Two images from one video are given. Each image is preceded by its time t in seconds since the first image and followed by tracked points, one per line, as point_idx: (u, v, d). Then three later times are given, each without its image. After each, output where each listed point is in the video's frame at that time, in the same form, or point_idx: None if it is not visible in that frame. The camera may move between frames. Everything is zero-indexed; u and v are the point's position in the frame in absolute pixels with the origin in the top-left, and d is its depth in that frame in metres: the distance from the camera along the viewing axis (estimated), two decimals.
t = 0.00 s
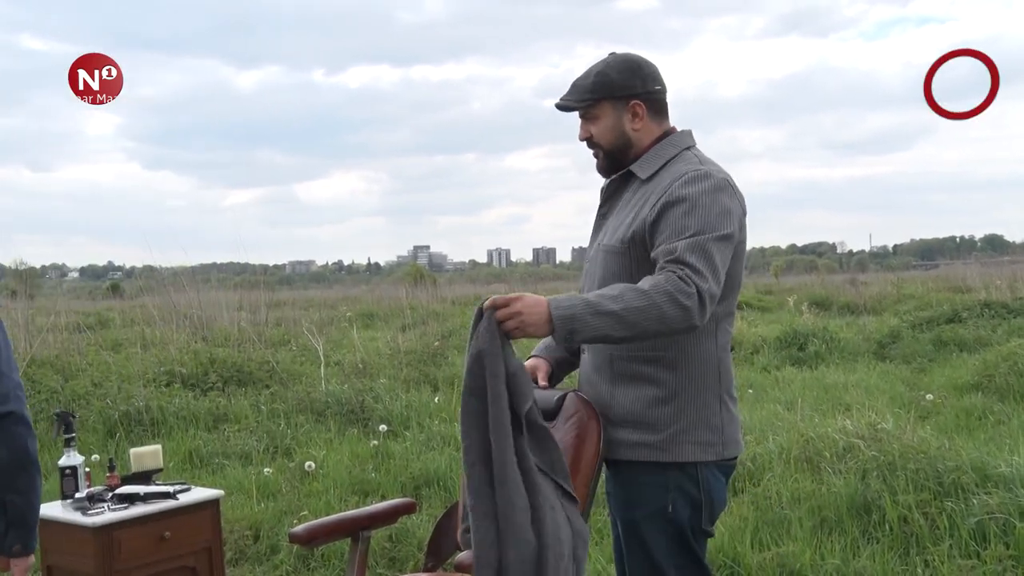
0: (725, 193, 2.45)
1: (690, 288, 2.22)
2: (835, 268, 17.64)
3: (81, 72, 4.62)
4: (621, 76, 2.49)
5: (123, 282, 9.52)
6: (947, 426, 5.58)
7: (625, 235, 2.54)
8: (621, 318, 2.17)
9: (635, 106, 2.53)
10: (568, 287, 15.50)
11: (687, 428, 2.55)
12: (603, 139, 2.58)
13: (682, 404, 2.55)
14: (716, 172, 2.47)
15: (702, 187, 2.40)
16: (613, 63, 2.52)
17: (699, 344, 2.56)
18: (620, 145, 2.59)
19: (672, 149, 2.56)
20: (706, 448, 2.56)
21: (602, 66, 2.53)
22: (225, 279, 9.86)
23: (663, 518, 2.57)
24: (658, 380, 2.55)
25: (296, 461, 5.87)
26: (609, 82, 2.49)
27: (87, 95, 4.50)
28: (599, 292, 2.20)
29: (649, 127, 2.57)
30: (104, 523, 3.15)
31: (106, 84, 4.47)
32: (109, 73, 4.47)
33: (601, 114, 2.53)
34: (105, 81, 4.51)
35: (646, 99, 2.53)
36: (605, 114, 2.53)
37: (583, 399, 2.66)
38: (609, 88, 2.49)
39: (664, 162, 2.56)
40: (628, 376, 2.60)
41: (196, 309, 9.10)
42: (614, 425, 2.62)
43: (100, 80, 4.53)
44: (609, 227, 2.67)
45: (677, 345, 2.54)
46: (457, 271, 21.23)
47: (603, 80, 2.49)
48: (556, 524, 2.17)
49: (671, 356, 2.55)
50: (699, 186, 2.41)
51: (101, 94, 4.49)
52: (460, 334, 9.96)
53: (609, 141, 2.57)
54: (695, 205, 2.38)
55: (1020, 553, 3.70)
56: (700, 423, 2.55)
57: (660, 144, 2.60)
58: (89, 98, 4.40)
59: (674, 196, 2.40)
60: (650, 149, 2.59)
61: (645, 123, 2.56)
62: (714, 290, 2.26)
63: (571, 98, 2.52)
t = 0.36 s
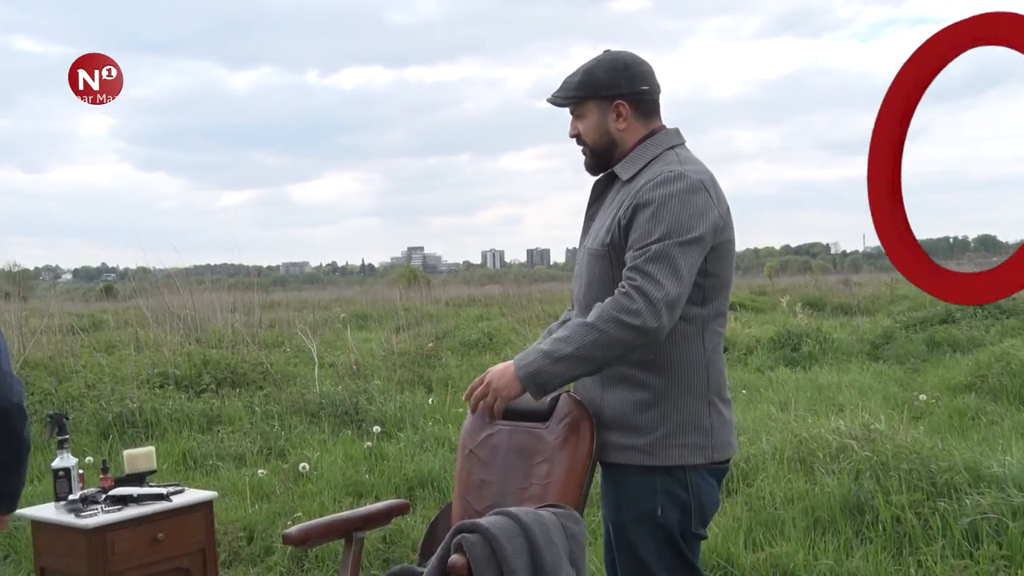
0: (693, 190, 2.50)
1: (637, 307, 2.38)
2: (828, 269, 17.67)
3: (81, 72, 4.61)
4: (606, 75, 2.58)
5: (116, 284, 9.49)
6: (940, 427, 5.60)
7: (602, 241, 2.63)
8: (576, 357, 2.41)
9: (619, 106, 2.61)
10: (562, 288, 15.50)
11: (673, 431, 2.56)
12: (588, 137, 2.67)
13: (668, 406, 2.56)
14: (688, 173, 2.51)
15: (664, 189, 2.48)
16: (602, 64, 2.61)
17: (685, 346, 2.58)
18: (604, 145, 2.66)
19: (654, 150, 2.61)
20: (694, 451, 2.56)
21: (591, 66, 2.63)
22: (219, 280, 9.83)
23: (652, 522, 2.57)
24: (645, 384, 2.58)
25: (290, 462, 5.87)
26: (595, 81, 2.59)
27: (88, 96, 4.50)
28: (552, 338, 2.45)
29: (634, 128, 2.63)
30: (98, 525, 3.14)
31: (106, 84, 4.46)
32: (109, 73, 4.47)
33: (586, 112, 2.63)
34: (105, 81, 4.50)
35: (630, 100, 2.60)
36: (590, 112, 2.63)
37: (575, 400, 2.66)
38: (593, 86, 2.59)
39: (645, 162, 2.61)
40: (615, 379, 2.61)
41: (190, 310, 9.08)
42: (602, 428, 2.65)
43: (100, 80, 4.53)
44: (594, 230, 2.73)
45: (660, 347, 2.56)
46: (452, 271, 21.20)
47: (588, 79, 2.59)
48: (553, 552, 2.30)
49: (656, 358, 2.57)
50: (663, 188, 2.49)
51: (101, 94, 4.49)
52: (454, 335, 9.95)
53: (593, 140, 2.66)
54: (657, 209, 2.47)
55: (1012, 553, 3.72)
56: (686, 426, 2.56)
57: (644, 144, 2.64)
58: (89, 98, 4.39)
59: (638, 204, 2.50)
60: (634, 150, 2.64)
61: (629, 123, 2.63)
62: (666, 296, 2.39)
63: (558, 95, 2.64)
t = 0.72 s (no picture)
0: (687, 189, 2.53)
1: (661, 322, 2.41)
2: (822, 269, 17.72)
3: (80, 72, 4.60)
4: (589, 77, 2.64)
5: (109, 283, 9.47)
6: (933, 428, 5.62)
7: (597, 245, 2.63)
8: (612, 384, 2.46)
9: (600, 108, 2.66)
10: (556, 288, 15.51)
11: (671, 430, 2.58)
12: (571, 139, 2.73)
13: (666, 407, 2.58)
14: (676, 172, 2.54)
15: (661, 191, 2.50)
16: (586, 65, 2.66)
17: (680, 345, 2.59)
18: (586, 146, 2.71)
19: (641, 151, 2.64)
20: (690, 449, 2.58)
21: (576, 67, 2.68)
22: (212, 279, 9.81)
23: (648, 521, 2.57)
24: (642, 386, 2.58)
25: (284, 462, 5.86)
26: (576, 82, 2.65)
27: (88, 95, 4.49)
28: (590, 372, 2.49)
29: (616, 130, 2.68)
30: (90, 524, 3.13)
31: (107, 84, 4.46)
32: (109, 73, 4.46)
33: (568, 113, 2.69)
34: (105, 81, 4.50)
35: (611, 102, 2.65)
36: (571, 114, 2.69)
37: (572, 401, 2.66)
38: (575, 88, 2.65)
39: (632, 164, 2.64)
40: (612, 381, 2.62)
41: (183, 309, 9.07)
42: (598, 430, 2.65)
43: (100, 80, 4.52)
44: (582, 232, 2.73)
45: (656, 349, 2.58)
46: (447, 271, 21.18)
47: (571, 81, 2.66)
48: (545, 556, 2.30)
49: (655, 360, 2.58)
50: (660, 191, 2.51)
51: (101, 94, 4.49)
52: (449, 334, 9.94)
53: (575, 141, 2.71)
54: (657, 211, 2.49)
55: (1003, 554, 3.74)
56: (684, 425, 2.58)
57: (629, 146, 2.67)
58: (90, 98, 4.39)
59: (638, 208, 2.52)
60: (620, 151, 2.67)
61: (611, 125, 2.68)
62: (687, 304, 2.41)
63: (544, 96, 2.70)
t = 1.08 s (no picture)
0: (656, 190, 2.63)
1: (635, 310, 2.49)
2: (815, 269, 17.76)
3: (81, 72, 4.59)
4: (559, 85, 2.74)
5: (102, 282, 9.45)
6: (926, 427, 5.64)
7: (568, 244, 2.71)
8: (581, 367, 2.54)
9: (570, 116, 2.77)
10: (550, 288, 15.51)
11: (642, 425, 2.64)
12: (540, 145, 2.83)
13: (636, 401, 2.65)
14: (644, 174, 2.63)
15: (633, 190, 2.60)
16: (557, 73, 2.78)
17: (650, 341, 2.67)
18: (555, 152, 2.81)
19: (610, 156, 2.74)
20: (663, 443, 2.64)
21: (547, 75, 2.79)
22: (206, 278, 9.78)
23: (628, 514, 2.61)
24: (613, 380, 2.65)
25: (278, 461, 5.85)
26: (546, 90, 2.75)
27: (88, 96, 4.48)
28: (555, 352, 2.56)
29: (584, 137, 2.79)
30: (83, 524, 3.12)
31: (107, 84, 4.45)
32: (109, 73, 4.45)
33: (538, 120, 2.79)
34: (105, 81, 4.49)
35: (580, 110, 2.76)
36: (541, 121, 2.79)
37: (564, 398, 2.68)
38: (545, 96, 2.75)
39: (602, 169, 2.74)
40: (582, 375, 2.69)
41: (176, 309, 9.05)
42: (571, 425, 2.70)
43: (100, 80, 4.51)
44: (554, 234, 2.81)
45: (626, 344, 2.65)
46: (439, 271, 21.14)
47: (542, 88, 2.75)
48: (539, 556, 2.30)
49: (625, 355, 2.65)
50: (631, 189, 2.60)
51: (102, 94, 4.48)
52: (442, 334, 9.94)
53: (544, 147, 2.81)
54: (629, 208, 2.58)
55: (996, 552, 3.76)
56: (656, 420, 2.65)
57: (598, 153, 2.78)
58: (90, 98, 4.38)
59: (610, 204, 2.60)
60: (589, 157, 2.78)
61: (579, 133, 2.78)
62: (660, 295, 2.50)
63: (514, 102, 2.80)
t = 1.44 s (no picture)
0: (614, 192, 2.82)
1: (578, 304, 2.71)
2: (824, 263, 17.67)
3: (81, 71, 4.59)
4: (534, 92, 2.94)
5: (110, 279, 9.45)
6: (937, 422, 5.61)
7: (532, 238, 2.94)
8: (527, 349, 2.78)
9: (545, 120, 2.96)
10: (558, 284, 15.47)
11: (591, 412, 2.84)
12: (518, 147, 3.02)
13: (587, 389, 2.86)
14: (606, 177, 2.83)
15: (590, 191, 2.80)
16: (535, 80, 2.98)
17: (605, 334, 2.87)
18: (532, 154, 3.01)
19: (578, 158, 2.93)
20: (611, 431, 2.83)
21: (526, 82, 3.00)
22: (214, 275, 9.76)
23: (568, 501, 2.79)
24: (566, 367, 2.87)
25: (286, 457, 5.86)
26: (523, 96, 2.96)
27: (88, 95, 4.48)
28: (507, 332, 2.81)
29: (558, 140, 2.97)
30: (93, 519, 3.13)
31: (106, 84, 4.45)
32: (109, 73, 4.45)
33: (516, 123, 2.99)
34: (105, 81, 4.49)
35: (554, 115, 2.95)
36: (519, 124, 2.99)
37: (571, 393, 2.69)
38: (522, 101, 2.96)
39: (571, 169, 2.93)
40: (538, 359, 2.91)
41: (185, 305, 9.05)
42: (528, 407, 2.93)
43: (100, 80, 4.51)
44: (524, 229, 3.04)
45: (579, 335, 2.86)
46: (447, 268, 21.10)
47: (519, 94, 2.97)
48: (550, 552, 2.30)
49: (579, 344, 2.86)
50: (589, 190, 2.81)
51: (102, 94, 4.48)
52: (449, 330, 9.93)
53: (522, 149, 3.01)
54: (585, 208, 2.79)
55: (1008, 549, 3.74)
56: (604, 409, 2.85)
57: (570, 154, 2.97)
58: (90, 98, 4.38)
59: (568, 203, 2.81)
60: (560, 158, 2.98)
61: (554, 136, 2.97)
62: (603, 291, 2.70)
63: (494, 106, 3.02)
